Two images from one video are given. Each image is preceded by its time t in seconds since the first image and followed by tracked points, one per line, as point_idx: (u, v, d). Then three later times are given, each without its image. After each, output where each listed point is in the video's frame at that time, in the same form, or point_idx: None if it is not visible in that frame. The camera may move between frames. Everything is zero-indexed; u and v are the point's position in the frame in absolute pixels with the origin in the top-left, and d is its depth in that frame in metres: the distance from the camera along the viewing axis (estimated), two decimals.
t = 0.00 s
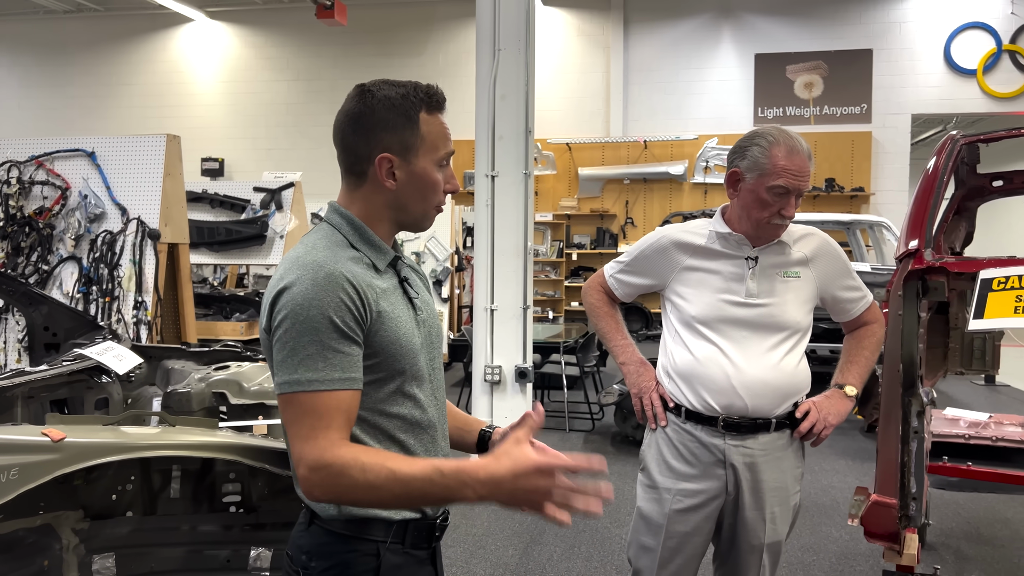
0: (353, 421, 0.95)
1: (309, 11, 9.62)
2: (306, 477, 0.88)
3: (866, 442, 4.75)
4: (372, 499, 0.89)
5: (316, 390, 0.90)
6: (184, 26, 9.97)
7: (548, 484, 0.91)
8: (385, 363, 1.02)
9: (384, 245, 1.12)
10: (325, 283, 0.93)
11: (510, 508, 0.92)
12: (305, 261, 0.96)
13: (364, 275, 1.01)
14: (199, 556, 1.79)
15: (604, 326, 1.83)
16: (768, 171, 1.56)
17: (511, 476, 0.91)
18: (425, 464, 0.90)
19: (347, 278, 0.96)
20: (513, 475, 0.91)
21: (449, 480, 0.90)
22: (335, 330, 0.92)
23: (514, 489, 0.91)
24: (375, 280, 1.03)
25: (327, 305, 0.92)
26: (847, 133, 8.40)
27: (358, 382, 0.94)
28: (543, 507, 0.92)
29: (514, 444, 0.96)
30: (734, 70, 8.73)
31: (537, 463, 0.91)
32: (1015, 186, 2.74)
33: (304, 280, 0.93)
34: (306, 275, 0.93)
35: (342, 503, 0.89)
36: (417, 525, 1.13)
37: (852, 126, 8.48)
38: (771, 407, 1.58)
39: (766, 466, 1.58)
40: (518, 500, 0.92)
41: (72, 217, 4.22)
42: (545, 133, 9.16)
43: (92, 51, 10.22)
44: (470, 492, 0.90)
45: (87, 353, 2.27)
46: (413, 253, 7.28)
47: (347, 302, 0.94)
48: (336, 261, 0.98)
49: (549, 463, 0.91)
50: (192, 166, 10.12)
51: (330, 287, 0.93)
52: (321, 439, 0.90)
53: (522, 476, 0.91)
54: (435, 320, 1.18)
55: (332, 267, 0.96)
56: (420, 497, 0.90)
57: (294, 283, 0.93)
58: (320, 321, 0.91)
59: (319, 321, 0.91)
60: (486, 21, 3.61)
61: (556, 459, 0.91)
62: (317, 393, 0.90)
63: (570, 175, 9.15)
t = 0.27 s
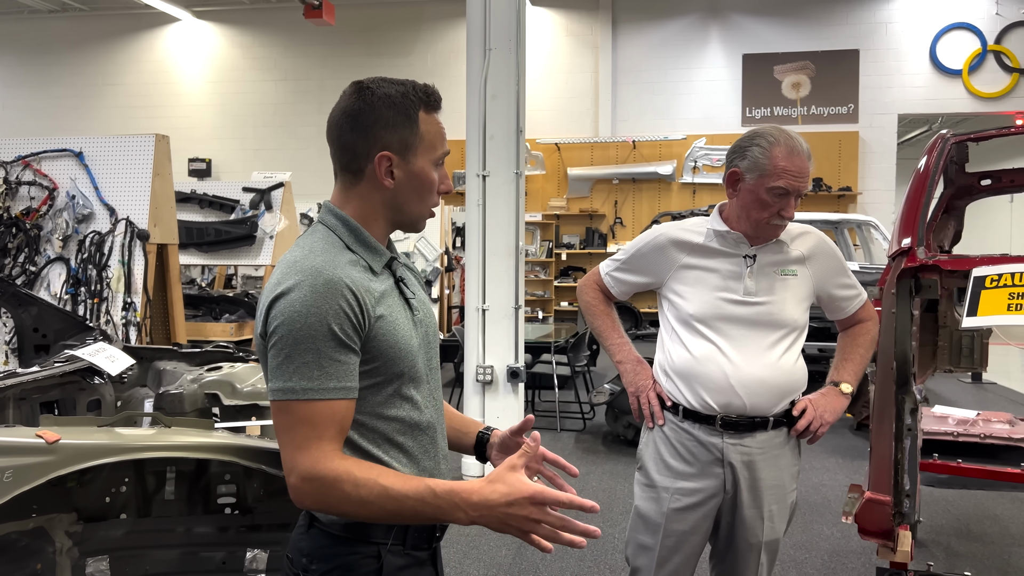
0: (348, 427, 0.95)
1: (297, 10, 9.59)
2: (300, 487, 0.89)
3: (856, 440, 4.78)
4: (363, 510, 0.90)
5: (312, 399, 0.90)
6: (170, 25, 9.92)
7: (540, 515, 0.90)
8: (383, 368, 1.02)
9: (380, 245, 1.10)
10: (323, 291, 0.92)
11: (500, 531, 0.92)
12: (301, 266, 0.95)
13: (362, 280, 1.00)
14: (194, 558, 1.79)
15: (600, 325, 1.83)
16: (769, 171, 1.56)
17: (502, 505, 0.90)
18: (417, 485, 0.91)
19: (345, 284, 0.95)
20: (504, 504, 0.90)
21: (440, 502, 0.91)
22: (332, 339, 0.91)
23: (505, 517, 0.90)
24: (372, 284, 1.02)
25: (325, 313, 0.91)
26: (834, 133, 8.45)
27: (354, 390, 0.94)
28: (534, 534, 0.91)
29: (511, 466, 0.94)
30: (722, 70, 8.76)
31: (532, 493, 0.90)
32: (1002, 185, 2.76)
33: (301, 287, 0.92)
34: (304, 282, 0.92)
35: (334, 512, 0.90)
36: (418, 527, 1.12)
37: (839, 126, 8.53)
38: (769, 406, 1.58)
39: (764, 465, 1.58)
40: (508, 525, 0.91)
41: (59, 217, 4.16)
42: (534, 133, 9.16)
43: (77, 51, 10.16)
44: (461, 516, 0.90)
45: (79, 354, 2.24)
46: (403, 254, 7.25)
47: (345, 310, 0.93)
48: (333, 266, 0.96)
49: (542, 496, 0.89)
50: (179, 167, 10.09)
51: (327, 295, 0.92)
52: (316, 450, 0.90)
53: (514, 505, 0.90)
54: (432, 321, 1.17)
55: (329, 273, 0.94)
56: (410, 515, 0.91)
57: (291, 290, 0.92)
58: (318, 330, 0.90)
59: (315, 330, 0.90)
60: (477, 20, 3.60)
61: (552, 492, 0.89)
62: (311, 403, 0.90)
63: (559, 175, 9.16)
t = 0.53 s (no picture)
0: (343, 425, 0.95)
1: (287, 11, 9.57)
2: (295, 487, 0.89)
3: (848, 438, 4.80)
4: (359, 506, 0.90)
5: (305, 400, 0.90)
6: (159, 25, 9.87)
7: (540, 484, 0.90)
8: (378, 367, 1.01)
9: (375, 245, 1.10)
10: (315, 290, 0.91)
11: (503, 507, 0.91)
12: (293, 266, 0.95)
13: (355, 278, 0.99)
14: (191, 560, 1.77)
15: (597, 324, 1.83)
16: (765, 169, 1.57)
17: (502, 479, 0.89)
18: (415, 469, 0.90)
19: (338, 283, 0.94)
20: (504, 478, 0.89)
21: (438, 485, 0.90)
22: (325, 338, 0.91)
23: (506, 490, 0.90)
24: (365, 282, 1.02)
25: (317, 313, 0.90)
26: (824, 133, 8.49)
27: (349, 390, 0.93)
28: (537, 505, 0.91)
29: (506, 441, 0.93)
30: (712, 70, 8.79)
31: (530, 463, 0.89)
32: (993, 184, 2.78)
33: (293, 287, 0.91)
34: (295, 282, 0.92)
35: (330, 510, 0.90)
36: (415, 528, 1.11)
37: (829, 125, 8.57)
38: (766, 404, 1.58)
39: (762, 463, 1.59)
40: (510, 501, 0.90)
41: (49, 219, 4.12)
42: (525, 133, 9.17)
43: (65, 51, 10.10)
44: (463, 495, 0.90)
45: (73, 356, 2.23)
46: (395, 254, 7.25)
47: (338, 309, 0.92)
48: (325, 265, 0.96)
49: (540, 465, 0.89)
50: (168, 167, 10.04)
51: (319, 294, 0.91)
52: (311, 448, 0.90)
53: (513, 478, 0.89)
54: (428, 319, 1.17)
55: (321, 272, 0.94)
56: (410, 501, 0.90)
57: (282, 291, 0.91)
58: (310, 330, 0.90)
59: (308, 329, 0.90)
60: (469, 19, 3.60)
61: (550, 459, 0.89)
62: (305, 403, 0.90)
63: (551, 176, 9.17)
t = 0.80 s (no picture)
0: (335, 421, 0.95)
1: (279, 11, 9.54)
2: (284, 482, 0.88)
3: (841, 436, 4.82)
4: (348, 498, 0.89)
5: (295, 394, 0.89)
6: (150, 25, 9.84)
7: (527, 452, 0.88)
8: (372, 364, 1.01)
9: (373, 243, 1.09)
10: (306, 285, 0.91)
11: (493, 481, 0.90)
12: (285, 261, 0.95)
13: (348, 274, 0.99)
14: (188, 561, 1.76)
15: (593, 323, 1.83)
16: (760, 166, 1.57)
17: (488, 452, 0.88)
18: (400, 453, 0.89)
19: (330, 279, 0.94)
20: (490, 452, 0.88)
21: (424, 466, 0.89)
22: (315, 333, 0.90)
23: (494, 464, 0.89)
24: (359, 279, 1.01)
25: (307, 307, 0.90)
26: (816, 132, 8.51)
27: (340, 385, 0.93)
28: (526, 476, 0.89)
29: (491, 415, 0.92)
30: (704, 69, 8.81)
31: (514, 433, 0.88)
32: (985, 182, 2.79)
33: (284, 281, 0.91)
34: (286, 276, 0.92)
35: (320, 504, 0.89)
36: (412, 528, 1.11)
37: (821, 125, 8.59)
38: (763, 402, 1.59)
39: (759, 461, 1.59)
40: (499, 473, 0.89)
41: (41, 219, 4.10)
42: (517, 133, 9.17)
43: (56, 51, 10.05)
44: (451, 474, 0.89)
45: (69, 356, 2.22)
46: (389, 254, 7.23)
47: (329, 304, 0.92)
48: (318, 260, 0.96)
49: (526, 435, 0.87)
50: (159, 167, 9.99)
51: (311, 289, 0.91)
52: (301, 442, 0.89)
53: (499, 451, 0.88)
54: (427, 318, 1.16)
55: (313, 267, 0.94)
56: (399, 485, 0.89)
57: (274, 286, 0.91)
58: (300, 324, 0.90)
59: (298, 323, 0.90)
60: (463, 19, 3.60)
61: (534, 427, 0.87)
62: (295, 397, 0.90)
63: (543, 175, 9.16)
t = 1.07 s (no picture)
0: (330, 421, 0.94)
1: (272, 10, 9.52)
2: (281, 480, 0.89)
3: (835, 434, 4.84)
4: (344, 504, 0.89)
5: (291, 394, 0.89)
6: (142, 25, 9.80)
7: (522, 497, 0.91)
8: (367, 362, 1.00)
9: (369, 240, 1.09)
10: (302, 283, 0.91)
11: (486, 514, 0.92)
12: (282, 259, 0.94)
13: (344, 272, 0.99)
14: (185, 561, 1.76)
15: (591, 323, 1.83)
16: (750, 162, 1.58)
17: (486, 488, 0.90)
18: (401, 472, 0.90)
19: (325, 277, 0.94)
20: (489, 487, 0.90)
21: (423, 487, 0.90)
22: (311, 332, 0.90)
23: (490, 499, 0.90)
24: (355, 277, 1.01)
25: (303, 306, 0.90)
26: (809, 131, 8.53)
27: (335, 384, 0.92)
28: (519, 515, 0.92)
29: (493, 449, 0.94)
30: (697, 69, 8.83)
31: (515, 474, 0.90)
32: (977, 180, 2.81)
33: (280, 280, 0.91)
34: (282, 274, 0.91)
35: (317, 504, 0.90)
36: (407, 527, 1.10)
37: (814, 124, 8.61)
38: (761, 399, 1.59)
39: (757, 458, 1.59)
40: (494, 507, 0.91)
41: (34, 219, 4.08)
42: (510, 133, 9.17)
43: (47, 50, 9.99)
44: (447, 500, 0.90)
45: (64, 356, 2.21)
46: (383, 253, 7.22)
47: (324, 302, 0.92)
48: (314, 259, 0.95)
49: (526, 477, 0.90)
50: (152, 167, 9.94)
51: (306, 287, 0.91)
52: (297, 443, 0.89)
53: (497, 487, 0.90)
54: (423, 317, 1.16)
55: (308, 265, 0.93)
56: (395, 503, 0.90)
57: (269, 284, 0.91)
58: (295, 323, 0.89)
59: (293, 322, 0.89)
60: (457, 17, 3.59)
61: (535, 472, 0.90)
62: (290, 396, 0.89)
63: (537, 175, 9.15)
